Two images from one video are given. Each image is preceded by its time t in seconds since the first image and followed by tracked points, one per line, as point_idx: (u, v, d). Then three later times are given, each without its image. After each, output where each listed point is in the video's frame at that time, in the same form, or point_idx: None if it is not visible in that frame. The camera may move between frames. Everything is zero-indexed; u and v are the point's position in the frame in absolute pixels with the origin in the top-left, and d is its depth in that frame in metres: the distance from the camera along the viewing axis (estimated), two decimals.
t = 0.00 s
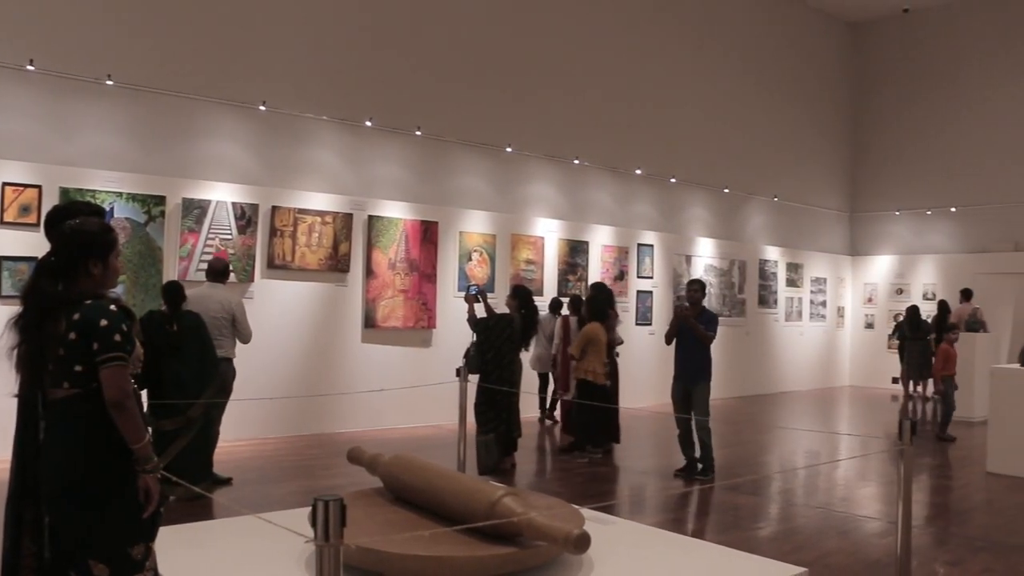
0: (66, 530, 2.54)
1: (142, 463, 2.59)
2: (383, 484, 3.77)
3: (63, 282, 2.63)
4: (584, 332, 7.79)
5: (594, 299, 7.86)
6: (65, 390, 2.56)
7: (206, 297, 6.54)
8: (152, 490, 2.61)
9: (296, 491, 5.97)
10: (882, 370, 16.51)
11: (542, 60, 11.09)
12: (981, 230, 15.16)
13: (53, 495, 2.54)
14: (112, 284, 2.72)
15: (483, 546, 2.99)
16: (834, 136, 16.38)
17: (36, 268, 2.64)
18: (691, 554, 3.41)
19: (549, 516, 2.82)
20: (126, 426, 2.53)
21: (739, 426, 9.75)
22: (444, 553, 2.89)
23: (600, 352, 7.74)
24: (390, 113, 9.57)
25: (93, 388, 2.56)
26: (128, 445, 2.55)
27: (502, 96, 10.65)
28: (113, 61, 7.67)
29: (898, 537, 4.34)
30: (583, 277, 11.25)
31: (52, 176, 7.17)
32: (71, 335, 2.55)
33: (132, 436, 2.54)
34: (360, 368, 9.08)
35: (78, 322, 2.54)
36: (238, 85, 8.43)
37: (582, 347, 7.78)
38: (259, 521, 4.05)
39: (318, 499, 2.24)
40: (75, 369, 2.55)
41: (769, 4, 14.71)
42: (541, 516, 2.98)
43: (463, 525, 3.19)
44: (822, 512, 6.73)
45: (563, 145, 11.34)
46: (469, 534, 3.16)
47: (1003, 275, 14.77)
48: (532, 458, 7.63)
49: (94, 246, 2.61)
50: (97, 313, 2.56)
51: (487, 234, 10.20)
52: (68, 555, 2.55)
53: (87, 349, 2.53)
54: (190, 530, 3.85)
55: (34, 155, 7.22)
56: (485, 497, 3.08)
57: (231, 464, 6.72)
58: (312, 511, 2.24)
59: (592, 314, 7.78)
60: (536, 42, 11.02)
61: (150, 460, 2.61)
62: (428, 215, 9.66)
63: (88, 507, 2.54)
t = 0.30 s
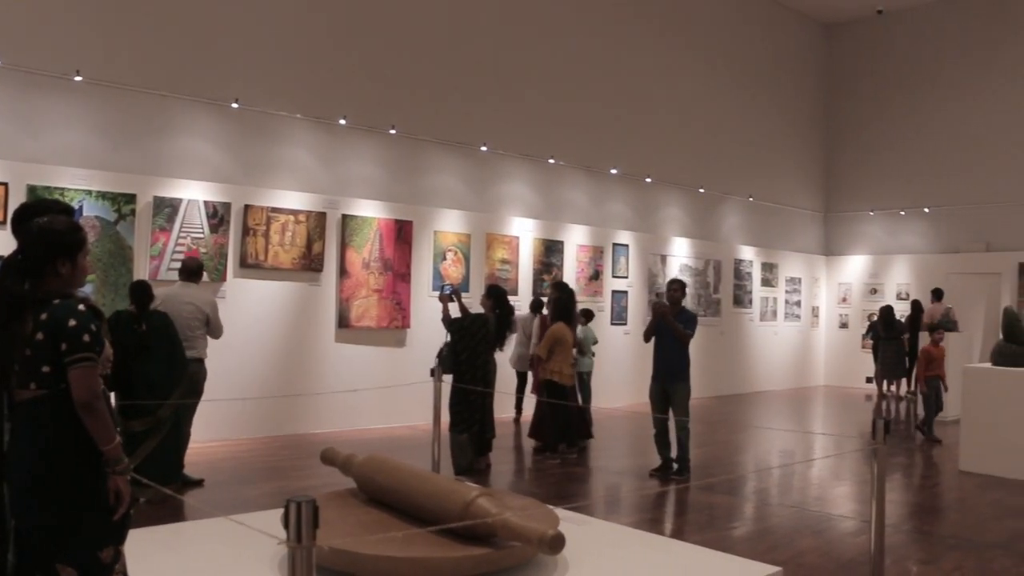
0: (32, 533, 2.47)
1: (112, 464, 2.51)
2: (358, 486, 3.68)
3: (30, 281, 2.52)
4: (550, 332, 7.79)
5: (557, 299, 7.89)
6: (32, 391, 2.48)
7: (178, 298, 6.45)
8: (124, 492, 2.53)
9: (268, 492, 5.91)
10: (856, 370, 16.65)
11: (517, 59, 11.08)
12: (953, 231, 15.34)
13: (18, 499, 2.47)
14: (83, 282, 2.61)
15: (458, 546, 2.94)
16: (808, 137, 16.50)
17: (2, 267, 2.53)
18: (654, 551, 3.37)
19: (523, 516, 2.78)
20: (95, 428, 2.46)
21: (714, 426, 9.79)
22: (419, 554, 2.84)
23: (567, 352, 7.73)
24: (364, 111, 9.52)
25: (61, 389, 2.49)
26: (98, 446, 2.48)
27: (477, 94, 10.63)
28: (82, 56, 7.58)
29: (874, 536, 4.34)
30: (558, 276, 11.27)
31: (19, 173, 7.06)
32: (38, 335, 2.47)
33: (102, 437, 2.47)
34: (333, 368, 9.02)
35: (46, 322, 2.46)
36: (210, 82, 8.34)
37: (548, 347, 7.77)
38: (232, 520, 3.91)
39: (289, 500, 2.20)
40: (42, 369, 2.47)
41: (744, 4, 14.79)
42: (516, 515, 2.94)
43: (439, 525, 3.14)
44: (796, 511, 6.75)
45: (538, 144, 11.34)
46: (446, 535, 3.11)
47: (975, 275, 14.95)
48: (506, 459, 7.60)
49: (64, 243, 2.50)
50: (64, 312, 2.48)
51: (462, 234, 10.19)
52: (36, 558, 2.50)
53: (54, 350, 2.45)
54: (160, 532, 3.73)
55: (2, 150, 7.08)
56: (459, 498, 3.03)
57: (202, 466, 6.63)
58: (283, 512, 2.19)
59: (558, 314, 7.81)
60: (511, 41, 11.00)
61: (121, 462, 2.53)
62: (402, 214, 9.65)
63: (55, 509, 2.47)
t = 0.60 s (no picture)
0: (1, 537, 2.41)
1: (85, 465, 2.46)
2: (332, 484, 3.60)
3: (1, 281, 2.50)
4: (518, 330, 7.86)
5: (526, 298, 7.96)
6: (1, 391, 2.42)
7: (152, 299, 6.40)
8: (97, 493, 2.48)
9: (243, 493, 5.88)
10: (829, 369, 16.82)
11: (493, 59, 11.10)
12: (925, 232, 15.55)
13: None
14: (55, 283, 2.58)
15: (432, 545, 2.88)
16: (782, 138, 16.64)
17: None
18: (618, 544, 3.39)
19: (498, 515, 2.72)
20: (68, 427, 2.40)
21: (689, 425, 9.85)
22: (393, 553, 2.77)
23: (537, 349, 7.82)
24: (339, 110, 9.52)
25: (33, 389, 2.43)
26: (71, 447, 2.43)
27: (453, 95, 10.64)
28: (54, 54, 7.52)
29: (845, 535, 4.35)
30: (534, 276, 11.31)
31: None
32: (9, 335, 2.42)
33: (75, 438, 2.41)
34: (309, 367, 9.01)
35: (18, 321, 2.41)
36: (184, 80, 8.30)
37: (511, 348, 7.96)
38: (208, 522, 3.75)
39: (266, 500, 2.16)
40: (13, 369, 2.41)
41: (718, 6, 14.92)
42: (490, 514, 2.87)
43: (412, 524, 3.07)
44: (770, 509, 6.81)
45: (514, 144, 11.38)
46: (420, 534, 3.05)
47: (946, 275, 15.15)
48: (481, 458, 7.62)
49: (35, 242, 2.47)
50: (37, 312, 2.43)
51: (438, 233, 10.21)
52: (7, 561, 2.42)
53: (27, 349, 2.39)
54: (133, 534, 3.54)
55: None
56: (434, 497, 2.95)
57: (176, 467, 6.60)
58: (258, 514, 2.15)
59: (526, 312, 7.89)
60: (487, 41, 11.02)
61: (95, 463, 2.48)
62: (378, 213, 9.66)
63: (26, 510, 2.42)
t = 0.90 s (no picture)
0: None
1: (55, 467, 2.46)
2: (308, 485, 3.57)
3: None
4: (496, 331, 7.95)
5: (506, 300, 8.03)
6: None
7: (126, 299, 6.35)
8: (67, 495, 2.47)
9: (218, 493, 5.83)
10: (804, 369, 16.94)
11: (471, 59, 11.11)
12: (899, 232, 15.71)
13: None
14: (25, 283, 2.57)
15: (408, 545, 2.85)
16: (758, 139, 16.75)
17: None
18: (590, 542, 3.40)
19: (473, 515, 2.68)
20: (39, 428, 2.40)
21: (665, 424, 9.89)
22: (371, 554, 2.75)
23: (513, 350, 7.88)
24: (314, 109, 9.48)
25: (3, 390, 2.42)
26: (42, 448, 2.43)
27: (430, 94, 10.64)
28: (26, 49, 7.43)
29: (819, 533, 4.38)
30: (511, 276, 11.31)
31: None
32: None
33: (47, 439, 2.41)
34: (284, 367, 8.96)
35: None
36: (159, 77, 8.24)
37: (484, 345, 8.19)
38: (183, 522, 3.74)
39: (241, 501, 2.17)
40: None
41: (695, 8, 15.01)
42: (467, 514, 2.83)
43: (389, 524, 3.05)
44: (746, 507, 6.86)
45: (491, 144, 11.39)
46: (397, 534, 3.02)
47: (919, 275, 15.32)
48: (456, 458, 7.61)
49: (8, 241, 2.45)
50: (8, 312, 2.42)
51: (414, 233, 10.19)
52: None
53: None
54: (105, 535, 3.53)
55: None
56: (410, 497, 2.91)
57: (150, 468, 6.53)
58: (233, 514, 2.17)
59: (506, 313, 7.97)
60: (464, 40, 11.02)
61: (65, 464, 2.48)
62: (355, 213, 9.64)
63: None
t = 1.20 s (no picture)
0: None
1: (30, 458, 2.64)
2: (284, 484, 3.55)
3: None
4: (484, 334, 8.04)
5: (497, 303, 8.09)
6: None
7: (98, 299, 6.29)
8: (41, 486, 2.64)
9: (194, 495, 5.78)
10: (780, 368, 17.07)
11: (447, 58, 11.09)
12: (874, 232, 15.86)
13: None
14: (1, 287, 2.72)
15: (385, 546, 2.84)
16: (734, 139, 16.86)
17: None
18: (564, 542, 3.38)
19: (450, 516, 2.67)
20: (15, 421, 2.59)
21: (641, 423, 9.93)
22: (347, 555, 2.74)
23: (500, 354, 8.00)
24: (289, 107, 9.43)
25: None
26: (17, 439, 2.61)
27: (406, 93, 10.62)
28: None
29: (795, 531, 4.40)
30: (487, 275, 11.31)
31: None
32: None
33: (22, 431, 2.60)
34: (259, 367, 8.91)
35: None
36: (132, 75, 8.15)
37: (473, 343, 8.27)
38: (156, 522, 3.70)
39: (215, 501, 2.14)
40: None
41: (671, 8, 15.08)
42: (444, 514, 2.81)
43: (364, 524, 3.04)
44: (722, 506, 6.90)
45: (468, 143, 11.38)
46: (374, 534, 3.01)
47: (893, 275, 15.48)
48: (431, 457, 7.59)
49: None
50: None
51: (391, 232, 10.17)
52: None
53: None
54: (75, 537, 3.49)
55: None
56: (387, 496, 2.89)
57: (123, 470, 6.47)
58: (208, 514, 2.14)
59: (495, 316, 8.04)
60: (441, 39, 11.01)
61: (39, 457, 2.66)
62: (331, 212, 9.60)
63: None
